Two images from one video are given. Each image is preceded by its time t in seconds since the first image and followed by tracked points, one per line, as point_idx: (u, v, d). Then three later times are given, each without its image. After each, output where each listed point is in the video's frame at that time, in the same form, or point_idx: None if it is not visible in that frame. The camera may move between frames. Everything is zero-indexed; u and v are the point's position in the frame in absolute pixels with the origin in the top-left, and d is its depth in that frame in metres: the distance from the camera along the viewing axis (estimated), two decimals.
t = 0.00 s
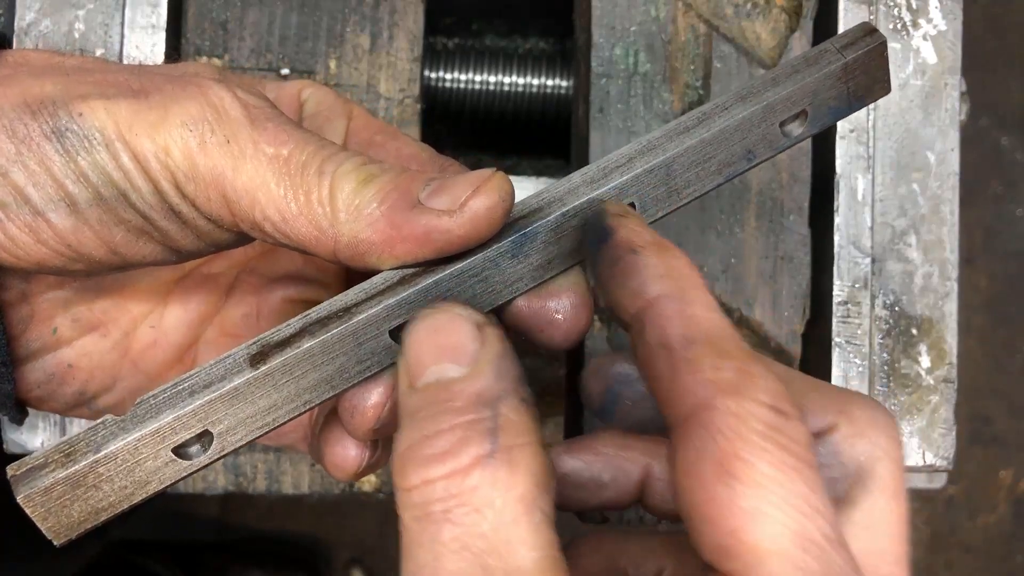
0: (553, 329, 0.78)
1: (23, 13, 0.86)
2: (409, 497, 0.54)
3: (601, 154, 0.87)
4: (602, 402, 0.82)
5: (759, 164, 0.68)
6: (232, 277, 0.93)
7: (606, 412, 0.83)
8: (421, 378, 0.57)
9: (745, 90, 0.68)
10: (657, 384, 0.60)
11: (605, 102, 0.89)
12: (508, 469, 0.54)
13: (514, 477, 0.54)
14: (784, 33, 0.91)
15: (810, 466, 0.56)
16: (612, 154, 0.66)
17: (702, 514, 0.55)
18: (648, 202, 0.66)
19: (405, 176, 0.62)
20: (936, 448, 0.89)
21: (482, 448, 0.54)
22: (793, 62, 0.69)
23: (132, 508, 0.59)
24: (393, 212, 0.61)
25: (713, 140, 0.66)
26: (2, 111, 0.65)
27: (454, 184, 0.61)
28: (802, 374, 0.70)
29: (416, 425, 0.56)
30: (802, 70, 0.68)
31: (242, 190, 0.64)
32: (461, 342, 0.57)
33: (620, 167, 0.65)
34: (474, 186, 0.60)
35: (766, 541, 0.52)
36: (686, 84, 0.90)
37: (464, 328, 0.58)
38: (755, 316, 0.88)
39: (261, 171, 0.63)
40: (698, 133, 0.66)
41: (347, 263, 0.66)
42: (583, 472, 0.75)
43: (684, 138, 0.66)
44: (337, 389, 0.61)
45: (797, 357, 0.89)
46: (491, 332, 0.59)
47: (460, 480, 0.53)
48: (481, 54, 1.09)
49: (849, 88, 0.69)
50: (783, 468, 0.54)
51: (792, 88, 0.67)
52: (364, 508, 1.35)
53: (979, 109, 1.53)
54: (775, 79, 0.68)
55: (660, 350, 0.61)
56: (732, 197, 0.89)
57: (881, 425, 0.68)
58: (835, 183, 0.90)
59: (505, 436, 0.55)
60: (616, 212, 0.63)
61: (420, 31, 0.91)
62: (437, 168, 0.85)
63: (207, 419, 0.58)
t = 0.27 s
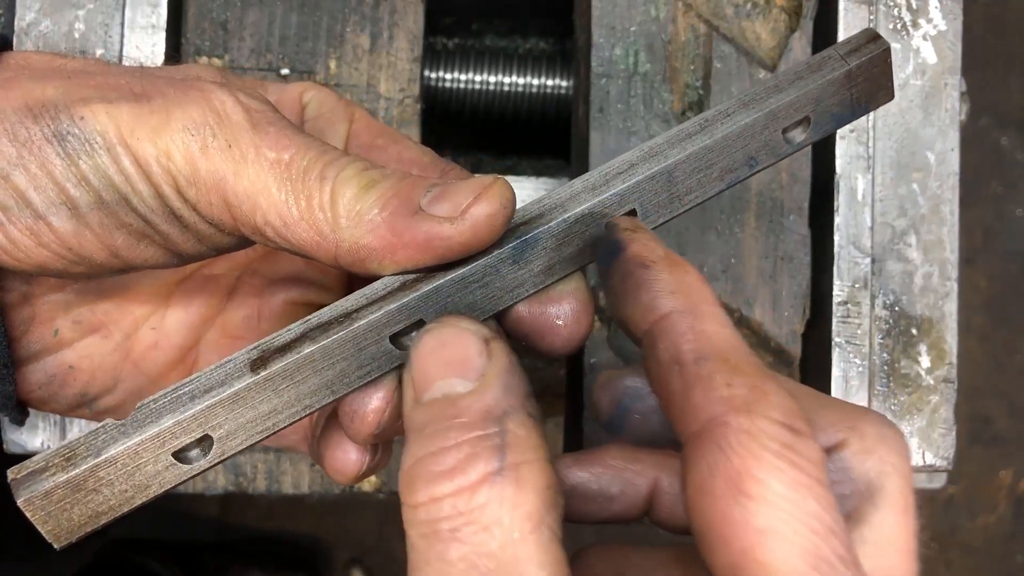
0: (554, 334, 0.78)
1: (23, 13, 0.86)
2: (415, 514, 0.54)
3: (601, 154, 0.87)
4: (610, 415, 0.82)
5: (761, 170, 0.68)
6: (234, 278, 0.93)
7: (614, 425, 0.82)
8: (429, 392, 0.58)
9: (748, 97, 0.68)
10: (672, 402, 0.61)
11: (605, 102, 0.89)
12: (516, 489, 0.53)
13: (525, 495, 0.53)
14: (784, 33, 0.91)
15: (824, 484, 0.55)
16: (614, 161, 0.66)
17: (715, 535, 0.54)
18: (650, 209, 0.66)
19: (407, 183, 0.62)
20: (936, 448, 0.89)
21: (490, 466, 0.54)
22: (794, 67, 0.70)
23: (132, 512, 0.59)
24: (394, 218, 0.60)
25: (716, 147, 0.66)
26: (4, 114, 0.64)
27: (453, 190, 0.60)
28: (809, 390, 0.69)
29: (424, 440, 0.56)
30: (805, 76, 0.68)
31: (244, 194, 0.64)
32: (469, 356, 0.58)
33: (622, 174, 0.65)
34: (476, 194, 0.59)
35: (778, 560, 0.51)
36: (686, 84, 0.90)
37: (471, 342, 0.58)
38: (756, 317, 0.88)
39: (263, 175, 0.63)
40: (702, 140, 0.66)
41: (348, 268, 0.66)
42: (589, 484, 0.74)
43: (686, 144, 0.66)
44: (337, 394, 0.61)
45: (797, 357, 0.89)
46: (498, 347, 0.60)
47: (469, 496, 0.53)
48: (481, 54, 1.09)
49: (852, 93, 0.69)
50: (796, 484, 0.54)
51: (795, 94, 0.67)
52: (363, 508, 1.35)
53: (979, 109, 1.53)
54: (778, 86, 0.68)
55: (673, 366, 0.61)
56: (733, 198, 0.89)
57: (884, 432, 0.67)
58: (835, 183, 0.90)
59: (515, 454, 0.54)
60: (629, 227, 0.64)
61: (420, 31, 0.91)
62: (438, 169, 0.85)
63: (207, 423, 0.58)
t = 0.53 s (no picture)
0: (553, 335, 0.79)
1: (23, 14, 0.86)
2: (405, 507, 0.54)
3: (601, 154, 0.88)
4: (607, 407, 0.80)
5: (761, 170, 0.68)
6: (234, 279, 0.93)
7: (610, 416, 0.81)
8: (417, 387, 0.58)
9: (748, 98, 0.68)
10: (675, 392, 0.61)
11: (605, 102, 0.89)
12: (506, 481, 0.54)
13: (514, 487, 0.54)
14: (783, 33, 0.91)
15: (823, 474, 0.56)
16: (613, 162, 0.67)
17: (713, 524, 0.55)
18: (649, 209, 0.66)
19: (406, 186, 0.62)
20: (936, 448, 0.89)
21: (479, 459, 0.54)
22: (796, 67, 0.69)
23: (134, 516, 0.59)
24: (394, 222, 0.60)
25: (716, 147, 0.66)
26: (3, 116, 0.64)
27: (454, 192, 0.61)
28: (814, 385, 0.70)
29: (413, 434, 0.56)
30: (804, 76, 0.68)
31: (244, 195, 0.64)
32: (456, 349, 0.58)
33: (621, 175, 0.65)
34: (476, 197, 0.60)
35: (775, 548, 0.52)
36: (686, 84, 0.90)
37: (461, 336, 0.58)
38: (755, 317, 0.88)
39: (263, 176, 0.63)
40: (701, 140, 0.66)
41: (348, 270, 0.66)
42: (587, 479, 0.76)
43: (686, 145, 0.66)
44: (337, 398, 0.61)
45: (797, 357, 0.89)
46: (490, 341, 0.60)
47: (460, 489, 0.54)
48: (481, 54, 1.09)
49: (851, 94, 0.69)
50: (796, 475, 0.55)
51: (794, 95, 0.67)
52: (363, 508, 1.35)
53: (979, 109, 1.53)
54: (777, 87, 0.68)
55: (678, 355, 0.62)
56: (732, 198, 0.89)
57: (889, 433, 0.67)
58: (835, 183, 0.90)
59: (506, 447, 0.55)
60: (638, 216, 0.64)
61: (420, 31, 0.91)
62: (438, 170, 0.85)
63: (208, 427, 0.58)
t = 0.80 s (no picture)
0: (555, 329, 0.79)
1: (24, 12, 0.86)
2: (396, 497, 0.55)
3: (601, 153, 0.88)
4: (578, 390, 0.83)
5: (762, 165, 0.68)
6: (235, 276, 0.93)
7: (582, 400, 0.83)
8: (409, 378, 0.58)
9: (749, 91, 0.68)
10: (649, 377, 0.61)
11: (605, 101, 0.89)
12: (493, 470, 0.54)
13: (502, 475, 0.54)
14: (783, 33, 0.91)
15: (795, 459, 0.56)
16: (614, 156, 0.67)
17: (685, 507, 0.56)
18: (650, 203, 0.66)
19: (408, 180, 0.62)
20: (936, 448, 0.89)
21: (469, 448, 0.54)
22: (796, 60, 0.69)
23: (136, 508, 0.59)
24: (395, 216, 0.60)
25: (716, 141, 0.66)
26: (4, 113, 0.64)
27: (455, 186, 0.61)
28: (784, 379, 0.72)
29: (404, 424, 0.57)
30: (804, 70, 0.68)
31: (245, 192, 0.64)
32: (442, 339, 0.58)
33: (622, 170, 0.65)
34: (476, 191, 0.60)
35: (746, 531, 0.53)
36: (686, 84, 0.90)
37: (450, 328, 0.58)
38: (756, 315, 0.88)
39: (263, 173, 0.63)
40: (702, 134, 0.66)
41: (349, 265, 0.66)
42: (560, 475, 0.77)
43: (686, 139, 0.66)
44: (339, 390, 0.61)
45: (797, 357, 0.89)
46: (478, 334, 0.59)
47: (446, 474, 0.54)
48: (481, 54, 1.09)
49: (851, 89, 0.69)
50: (769, 460, 0.55)
51: (795, 89, 0.67)
52: (363, 507, 1.35)
53: (979, 109, 1.53)
54: (777, 80, 0.68)
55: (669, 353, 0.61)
56: (732, 197, 0.89)
57: (853, 423, 0.68)
58: (835, 183, 0.90)
59: (491, 433, 0.55)
60: (617, 208, 0.63)
61: (420, 31, 0.91)
62: (438, 168, 0.85)
63: (212, 419, 0.58)
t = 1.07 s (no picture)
0: (553, 334, 0.79)
1: (23, 13, 0.86)
2: (407, 518, 0.55)
3: (600, 153, 0.88)
4: (586, 407, 0.83)
5: (761, 167, 0.68)
6: (234, 278, 0.93)
7: (589, 416, 0.84)
8: (423, 396, 0.58)
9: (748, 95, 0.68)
10: (661, 402, 0.61)
11: (605, 102, 0.89)
12: (508, 493, 0.54)
13: (516, 497, 0.54)
14: (783, 33, 0.91)
15: (808, 484, 0.56)
16: (614, 159, 0.66)
17: (699, 534, 0.55)
18: (650, 207, 0.66)
19: (407, 185, 0.62)
20: (936, 448, 0.89)
21: (483, 470, 0.55)
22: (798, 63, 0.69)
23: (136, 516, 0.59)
24: (394, 222, 0.60)
25: (715, 145, 0.66)
26: (3, 118, 0.64)
27: (454, 194, 0.60)
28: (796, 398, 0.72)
29: (417, 444, 0.57)
30: (804, 73, 0.68)
31: (244, 196, 0.64)
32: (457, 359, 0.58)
33: (622, 174, 0.65)
34: (475, 196, 0.59)
35: (763, 560, 0.52)
36: (686, 84, 0.90)
37: (465, 347, 0.58)
38: (755, 316, 0.88)
39: (263, 176, 0.63)
40: (701, 138, 0.66)
41: (349, 271, 0.66)
42: (570, 495, 0.76)
43: (686, 143, 0.66)
44: (338, 397, 0.61)
45: (796, 357, 0.90)
46: (493, 353, 0.60)
47: (458, 496, 0.54)
48: (481, 54, 1.09)
49: (852, 91, 0.69)
50: (783, 485, 0.55)
51: (794, 92, 0.67)
52: (363, 507, 1.35)
53: (978, 109, 1.53)
54: (777, 83, 0.68)
55: (664, 363, 0.62)
56: (733, 197, 0.89)
57: (864, 444, 0.68)
58: (835, 183, 0.90)
59: (507, 455, 0.56)
60: (632, 223, 0.64)
61: (420, 31, 0.91)
62: (438, 170, 0.85)
63: (210, 428, 0.58)
